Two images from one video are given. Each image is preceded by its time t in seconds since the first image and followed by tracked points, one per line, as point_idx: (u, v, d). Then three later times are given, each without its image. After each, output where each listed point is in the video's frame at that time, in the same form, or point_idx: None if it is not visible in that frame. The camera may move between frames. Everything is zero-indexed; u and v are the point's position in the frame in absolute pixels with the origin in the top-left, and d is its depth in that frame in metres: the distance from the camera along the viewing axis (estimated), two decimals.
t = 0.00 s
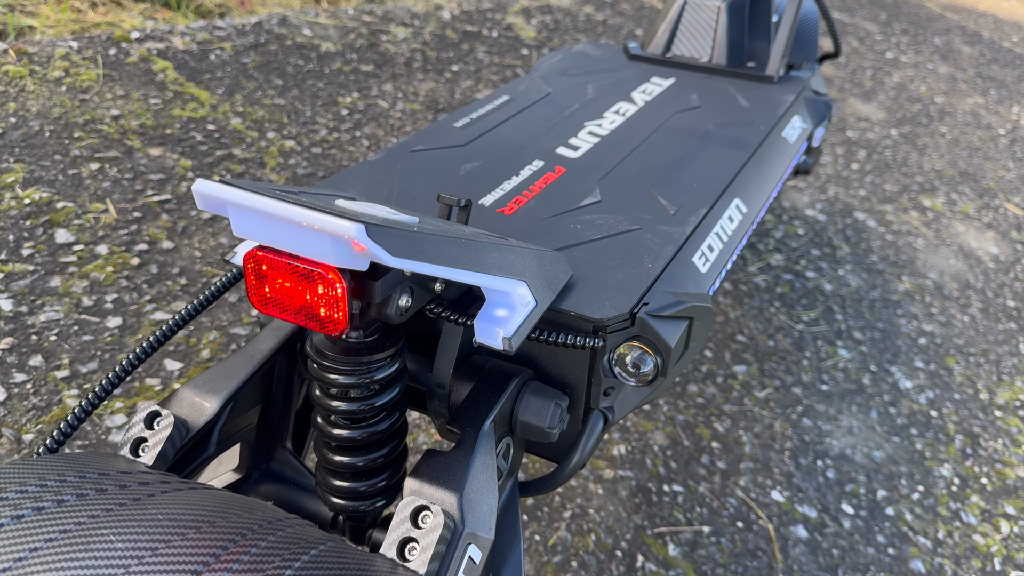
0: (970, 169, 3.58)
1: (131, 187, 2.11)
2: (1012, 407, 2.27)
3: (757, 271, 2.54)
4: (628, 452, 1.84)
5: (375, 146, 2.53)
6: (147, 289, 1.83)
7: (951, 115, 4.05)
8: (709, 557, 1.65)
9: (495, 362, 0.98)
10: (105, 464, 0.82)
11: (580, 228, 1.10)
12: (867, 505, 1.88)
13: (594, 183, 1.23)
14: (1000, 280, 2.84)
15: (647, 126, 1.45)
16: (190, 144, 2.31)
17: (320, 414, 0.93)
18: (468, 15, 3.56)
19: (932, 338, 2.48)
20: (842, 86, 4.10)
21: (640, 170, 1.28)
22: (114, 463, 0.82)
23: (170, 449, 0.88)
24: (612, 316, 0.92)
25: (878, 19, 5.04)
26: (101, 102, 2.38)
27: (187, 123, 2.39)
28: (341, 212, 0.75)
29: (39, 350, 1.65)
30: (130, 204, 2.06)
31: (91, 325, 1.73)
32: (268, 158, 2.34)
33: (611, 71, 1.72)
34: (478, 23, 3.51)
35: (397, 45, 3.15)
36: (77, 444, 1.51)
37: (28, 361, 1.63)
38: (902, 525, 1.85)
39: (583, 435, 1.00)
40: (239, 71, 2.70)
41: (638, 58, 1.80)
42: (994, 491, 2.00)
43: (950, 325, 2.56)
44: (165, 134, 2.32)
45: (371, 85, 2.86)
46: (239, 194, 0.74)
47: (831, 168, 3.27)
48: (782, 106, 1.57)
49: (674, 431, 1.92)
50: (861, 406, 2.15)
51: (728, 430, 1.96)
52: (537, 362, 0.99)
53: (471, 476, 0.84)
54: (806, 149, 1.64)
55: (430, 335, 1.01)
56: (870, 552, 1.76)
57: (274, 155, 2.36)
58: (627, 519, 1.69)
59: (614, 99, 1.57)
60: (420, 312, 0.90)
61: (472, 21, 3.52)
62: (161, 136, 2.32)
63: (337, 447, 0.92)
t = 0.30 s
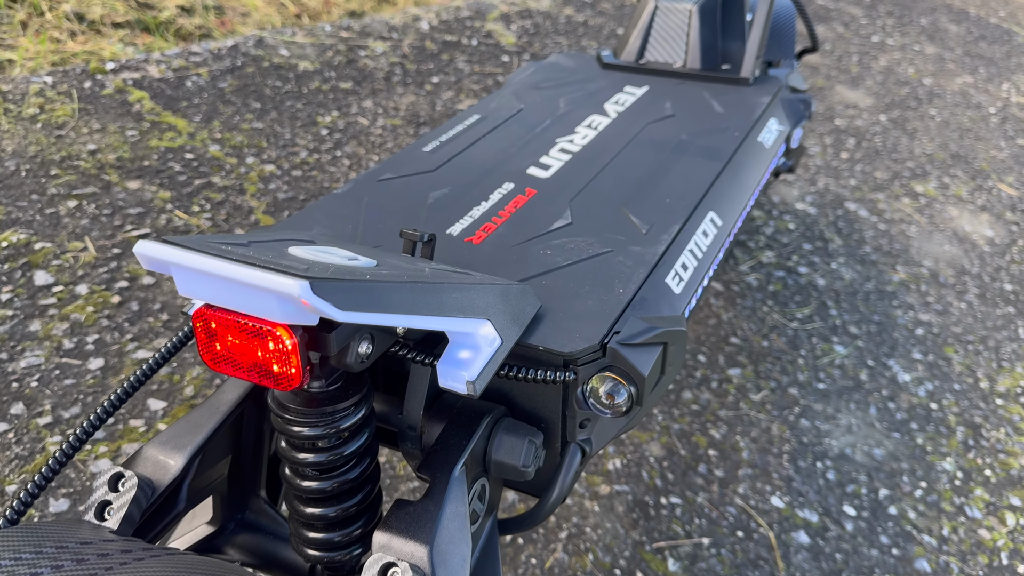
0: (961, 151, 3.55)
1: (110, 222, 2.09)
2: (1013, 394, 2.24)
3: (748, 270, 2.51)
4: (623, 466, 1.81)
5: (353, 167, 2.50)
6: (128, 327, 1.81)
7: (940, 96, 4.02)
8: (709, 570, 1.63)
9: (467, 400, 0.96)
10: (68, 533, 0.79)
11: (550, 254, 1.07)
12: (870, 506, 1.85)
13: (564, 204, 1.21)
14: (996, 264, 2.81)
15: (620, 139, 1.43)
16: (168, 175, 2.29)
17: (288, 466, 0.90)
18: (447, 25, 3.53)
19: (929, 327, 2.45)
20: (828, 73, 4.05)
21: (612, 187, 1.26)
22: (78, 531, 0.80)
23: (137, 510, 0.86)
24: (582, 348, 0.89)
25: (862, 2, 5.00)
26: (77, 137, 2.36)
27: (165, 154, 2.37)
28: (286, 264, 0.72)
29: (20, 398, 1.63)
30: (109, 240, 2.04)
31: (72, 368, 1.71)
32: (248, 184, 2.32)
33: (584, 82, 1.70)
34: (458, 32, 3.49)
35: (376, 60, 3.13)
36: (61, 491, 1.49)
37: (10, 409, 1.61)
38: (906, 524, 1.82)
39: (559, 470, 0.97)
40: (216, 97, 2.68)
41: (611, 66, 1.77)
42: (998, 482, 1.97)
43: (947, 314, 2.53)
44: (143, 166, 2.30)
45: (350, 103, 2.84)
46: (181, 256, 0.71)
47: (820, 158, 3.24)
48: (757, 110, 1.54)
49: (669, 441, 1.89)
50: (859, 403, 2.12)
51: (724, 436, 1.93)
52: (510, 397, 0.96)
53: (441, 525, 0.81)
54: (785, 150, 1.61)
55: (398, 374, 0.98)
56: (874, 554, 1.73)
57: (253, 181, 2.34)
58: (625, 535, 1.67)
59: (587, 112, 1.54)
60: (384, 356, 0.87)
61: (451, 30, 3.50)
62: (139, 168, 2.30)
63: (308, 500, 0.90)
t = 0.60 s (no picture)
0: (952, 136, 3.52)
1: (93, 262, 2.08)
2: (1013, 384, 2.22)
3: (740, 272, 2.48)
4: (619, 483, 1.79)
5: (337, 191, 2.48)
6: (114, 369, 1.80)
7: (928, 80, 3.99)
8: None
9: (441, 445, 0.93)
10: None
11: (522, 287, 1.05)
12: (872, 509, 1.83)
13: (537, 231, 1.19)
14: (991, 251, 2.78)
15: (594, 159, 1.41)
16: (150, 210, 2.28)
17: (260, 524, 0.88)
18: (427, 38, 3.52)
19: (925, 320, 2.43)
20: (814, 63, 4.02)
21: (585, 211, 1.24)
22: None
23: None
24: (554, 389, 0.87)
25: None
26: (57, 176, 2.35)
27: (146, 188, 2.36)
28: (234, 328, 0.70)
29: (7, 448, 1.62)
30: (92, 281, 2.03)
31: (58, 414, 1.69)
32: (231, 214, 2.31)
33: (557, 99, 1.68)
34: (438, 45, 3.48)
35: (356, 78, 3.12)
36: (50, 543, 1.48)
37: None
38: (909, 526, 1.80)
39: (539, 510, 0.95)
40: (196, 126, 2.67)
41: (585, 81, 1.75)
42: (1002, 476, 1.95)
43: (943, 305, 2.50)
44: (124, 203, 2.29)
45: (332, 124, 2.82)
46: (128, 325, 0.69)
47: (809, 151, 3.22)
48: (732, 119, 1.52)
49: (666, 454, 1.87)
50: (857, 403, 2.10)
51: (722, 445, 1.91)
52: (484, 439, 0.93)
53: None
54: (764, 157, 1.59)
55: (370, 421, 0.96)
56: (878, 559, 1.71)
57: (236, 211, 2.32)
58: (624, 554, 1.65)
59: (560, 131, 1.53)
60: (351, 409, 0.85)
61: (431, 43, 3.48)
62: (121, 205, 2.28)
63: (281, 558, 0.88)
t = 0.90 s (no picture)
0: (943, 120, 3.49)
1: (81, 302, 2.07)
2: (1016, 373, 2.19)
3: (734, 273, 2.45)
4: (620, 498, 1.77)
5: (324, 214, 2.47)
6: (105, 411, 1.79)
7: (917, 64, 3.96)
8: None
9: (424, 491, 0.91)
10: None
11: (500, 320, 1.03)
12: (878, 511, 1.80)
13: (515, 259, 1.16)
14: (987, 237, 2.76)
15: (572, 178, 1.39)
16: (136, 245, 2.26)
17: None
18: (410, 51, 3.50)
19: (924, 311, 2.40)
20: (801, 54, 3.99)
21: (564, 234, 1.22)
22: None
23: None
24: (534, 429, 0.85)
25: None
26: (42, 216, 2.34)
27: (132, 223, 2.34)
28: (192, 396, 0.68)
29: None
30: (80, 321, 2.01)
31: (50, 461, 1.68)
32: (218, 244, 2.29)
33: (535, 115, 1.66)
34: (422, 58, 3.46)
35: (340, 97, 3.10)
36: None
37: None
38: (916, 526, 1.78)
39: (527, 552, 0.92)
40: (180, 156, 2.65)
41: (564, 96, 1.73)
42: (1009, 469, 1.92)
43: (942, 295, 2.48)
44: (110, 239, 2.28)
45: (317, 145, 2.81)
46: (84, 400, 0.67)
47: (799, 145, 3.19)
48: (712, 129, 1.50)
49: (666, 466, 1.85)
50: (858, 401, 2.07)
51: (723, 454, 1.89)
52: (467, 483, 0.91)
53: None
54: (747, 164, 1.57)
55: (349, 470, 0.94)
56: (885, 563, 1.69)
57: (223, 241, 2.31)
58: (628, 572, 1.63)
59: (538, 150, 1.51)
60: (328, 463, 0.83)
61: (415, 57, 3.46)
62: (107, 241, 2.27)
63: None
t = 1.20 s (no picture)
0: (934, 104, 3.46)
1: (69, 342, 2.05)
2: (1019, 362, 2.16)
3: (728, 275, 2.42)
4: (622, 515, 1.75)
5: (312, 237, 2.45)
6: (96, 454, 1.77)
7: (905, 48, 3.92)
8: None
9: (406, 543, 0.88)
10: None
11: (478, 357, 1.00)
12: (885, 513, 1.77)
13: (492, 288, 1.14)
14: (984, 222, 2.73)
15: (551, 198, 1.36)
16: (123, 280, 2.24)
17: None
18: (392, 65, 3.48)
19: (923, 302, 2.37)
20: (787, 45, 3.95)
21: (543, 260, 1.19)
22: None
23: None
24: (512, 476, 0.82)
25: None
26: (28, 256, 2.32)
27: (118, 258, 2.32)
28: (148, 474, 0.66)
29: None
30: (68, 362, 1.99)
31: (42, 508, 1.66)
32: (206, 274, 2.27)
33: (513, 133, 1.64)
34: (405, 71, 3.43)
35: (324, 116, 3.08)
36: None
37: None
38: (924, 527, 1.75)
39: None
40: (165, 186, 2.63)
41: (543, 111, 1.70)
42: (1016, 462, 1.89)
43: (940, 285, 2.44)
44: (97, 275, 2.26)
45: (302, 167, 2.78)
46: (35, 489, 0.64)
47: (789, 138, 3.16)
48: (691, 139, 1.48)
49: (667, 479, 1.82)
50: (860, 400, 2.04)
51: (724, 463, 1.86)
52: (449, 533, 0.88)
53: None
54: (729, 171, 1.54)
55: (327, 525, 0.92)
56: (894, 567, 1.66)
57: (210, 271, 2.29)
58: None
59: (517, 170, 1.48)
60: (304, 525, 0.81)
61: (398, 70, 3.44)
62: (94, 278, 2.25)
63: None
